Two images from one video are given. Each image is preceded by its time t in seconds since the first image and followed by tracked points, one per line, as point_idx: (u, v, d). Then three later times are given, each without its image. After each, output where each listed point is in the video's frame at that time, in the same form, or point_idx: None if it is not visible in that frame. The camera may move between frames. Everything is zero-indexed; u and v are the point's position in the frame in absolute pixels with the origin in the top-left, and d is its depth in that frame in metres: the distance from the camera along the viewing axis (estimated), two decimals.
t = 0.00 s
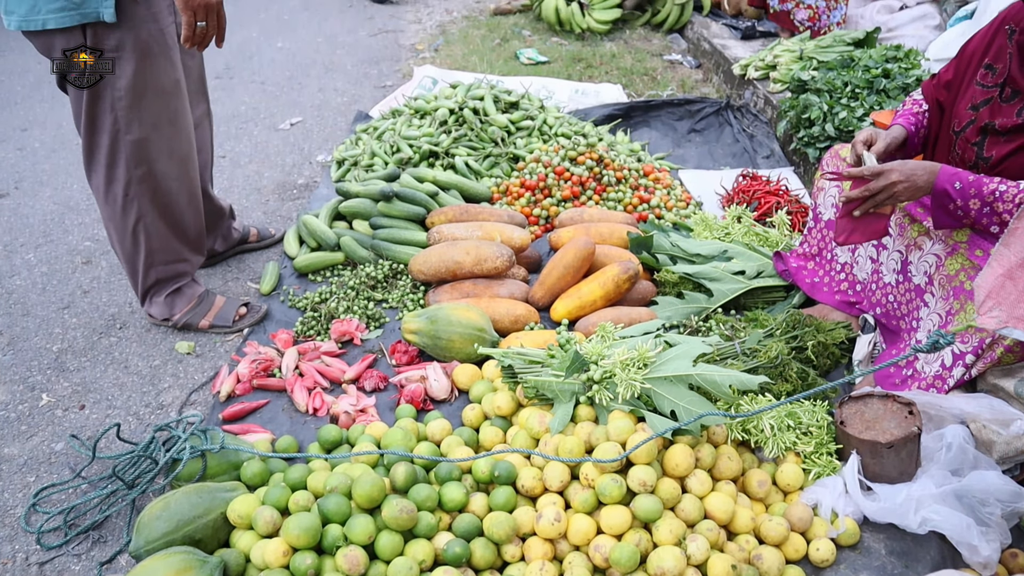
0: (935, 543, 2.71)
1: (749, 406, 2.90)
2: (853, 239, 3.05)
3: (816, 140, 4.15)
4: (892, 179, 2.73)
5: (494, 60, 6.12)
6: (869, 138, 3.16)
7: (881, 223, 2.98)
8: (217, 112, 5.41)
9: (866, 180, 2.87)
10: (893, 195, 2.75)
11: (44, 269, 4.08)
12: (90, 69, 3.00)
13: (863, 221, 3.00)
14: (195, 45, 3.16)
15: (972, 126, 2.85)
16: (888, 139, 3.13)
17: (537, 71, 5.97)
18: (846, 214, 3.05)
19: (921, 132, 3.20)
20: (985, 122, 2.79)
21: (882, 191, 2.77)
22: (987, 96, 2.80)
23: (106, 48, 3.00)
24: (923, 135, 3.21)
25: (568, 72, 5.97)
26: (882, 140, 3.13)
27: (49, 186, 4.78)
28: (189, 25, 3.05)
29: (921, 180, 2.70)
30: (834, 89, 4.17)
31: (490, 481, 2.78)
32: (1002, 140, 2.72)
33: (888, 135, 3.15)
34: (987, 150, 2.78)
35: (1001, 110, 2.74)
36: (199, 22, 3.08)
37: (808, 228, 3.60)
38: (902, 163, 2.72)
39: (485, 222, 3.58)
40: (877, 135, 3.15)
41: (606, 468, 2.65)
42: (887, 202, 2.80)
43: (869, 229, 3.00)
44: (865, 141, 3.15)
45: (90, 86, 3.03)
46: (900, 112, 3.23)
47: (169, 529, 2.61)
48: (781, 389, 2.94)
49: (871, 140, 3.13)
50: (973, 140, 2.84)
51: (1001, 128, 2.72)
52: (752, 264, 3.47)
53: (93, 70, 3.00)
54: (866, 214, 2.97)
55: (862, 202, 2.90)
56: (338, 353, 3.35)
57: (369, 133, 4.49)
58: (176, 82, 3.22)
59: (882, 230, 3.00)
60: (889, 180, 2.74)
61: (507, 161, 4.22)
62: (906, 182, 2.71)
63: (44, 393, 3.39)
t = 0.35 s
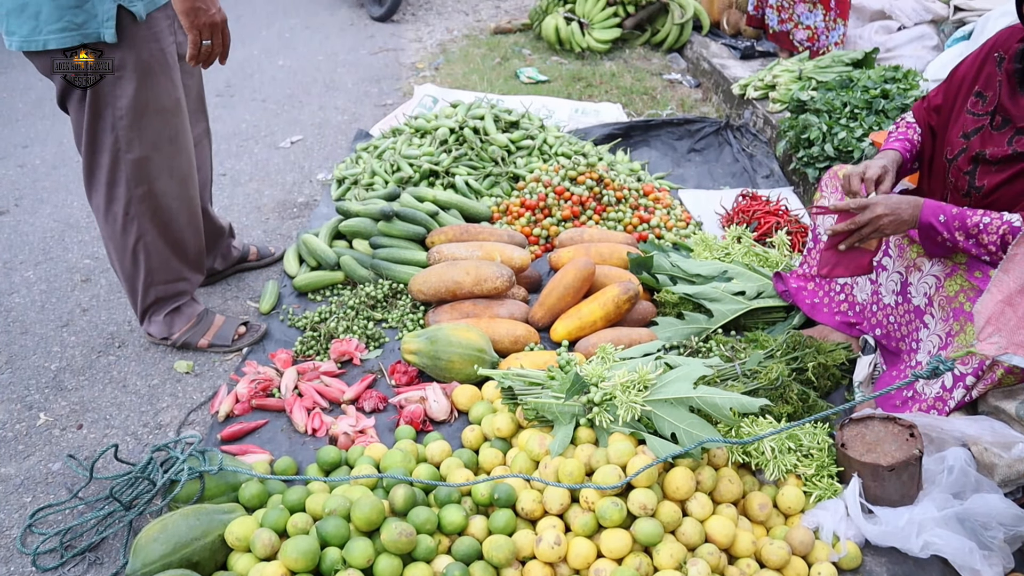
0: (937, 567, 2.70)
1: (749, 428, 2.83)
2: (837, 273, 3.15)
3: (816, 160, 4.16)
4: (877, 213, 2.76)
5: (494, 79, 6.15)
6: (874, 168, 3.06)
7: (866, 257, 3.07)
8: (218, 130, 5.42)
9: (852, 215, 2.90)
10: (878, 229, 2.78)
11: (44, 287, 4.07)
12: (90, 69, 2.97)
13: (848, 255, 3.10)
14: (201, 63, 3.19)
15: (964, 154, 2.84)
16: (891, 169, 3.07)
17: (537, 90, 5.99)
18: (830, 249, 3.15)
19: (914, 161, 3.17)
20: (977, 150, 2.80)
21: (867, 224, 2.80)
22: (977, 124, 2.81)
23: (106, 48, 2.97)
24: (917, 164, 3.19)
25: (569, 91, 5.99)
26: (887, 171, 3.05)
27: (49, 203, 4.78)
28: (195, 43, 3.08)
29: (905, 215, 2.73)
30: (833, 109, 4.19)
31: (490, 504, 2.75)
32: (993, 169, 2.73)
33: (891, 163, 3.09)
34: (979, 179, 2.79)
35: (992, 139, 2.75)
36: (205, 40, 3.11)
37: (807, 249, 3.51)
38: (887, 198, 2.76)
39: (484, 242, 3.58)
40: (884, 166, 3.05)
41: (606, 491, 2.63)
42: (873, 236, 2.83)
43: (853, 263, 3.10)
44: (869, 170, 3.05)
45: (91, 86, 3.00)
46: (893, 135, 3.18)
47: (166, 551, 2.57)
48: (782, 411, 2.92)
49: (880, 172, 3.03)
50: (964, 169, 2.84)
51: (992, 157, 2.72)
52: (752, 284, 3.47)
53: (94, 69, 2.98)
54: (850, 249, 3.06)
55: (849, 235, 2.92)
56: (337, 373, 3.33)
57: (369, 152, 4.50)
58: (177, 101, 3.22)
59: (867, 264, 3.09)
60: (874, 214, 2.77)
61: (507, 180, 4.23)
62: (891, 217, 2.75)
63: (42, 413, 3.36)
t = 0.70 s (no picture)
0: None
1: (750, 443, 2.83)
2: (841, 307, 3.06)
3: (816, 173, 4.16)
4: (876, 245, 2.75)
5: (494, 91, 6.16)
6: (873, 202, 2.99)
7: (867, 290, 3.01)
8: (218, 140, 5.43)
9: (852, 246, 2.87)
10: (878, 260, 2.77)
11: (43, 297, 4.06)
12: (89, 70, 2.95)
13: (850, 288, 3.02)
14: (207, 74, 3.35)
15: (960, 174, 2.87)
16: (890, 203, 3.02)
17: (538, 102, 6.00)
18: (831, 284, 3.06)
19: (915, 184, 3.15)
20: (973, 170, 2.82)
21: (866, 256, 2.79)
22: (975, 143, 2.81)
23: (105, 47, 2.93)
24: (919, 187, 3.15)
25: (569, 103, 6.00)
26: (886, 206, 3.00)
27: (50, 214, 4.78)
28: (201, 54, 3.27)
29: (904, 245, 2.73)
30: (833, 122, 4.20)
31: (490, 518, 2.74)
32: (990, 190, 2.75)
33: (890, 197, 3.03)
34: (975, 201, 2.81)
35: (988, 158, 2.77)
36: (212, 51, 3.31)
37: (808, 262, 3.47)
38: (886, 229, 2.75)
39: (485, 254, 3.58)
40: (883, 201, 3.00)
41: (607, 506, 2.60)
42: (872, 267, 2.82)
43: (855, 296, 3.03)
44: (867, 204, 2.99)
45: (92, 86, 2.98)
46: (893, 160, 3.15)
47: (164, 566, 2.54)
48: (783, 425, 2.91)
49: (878, 208, 2.97)
50: (961, 189, 2.87)
51: (989, 177, 2.74)
52: (753, 297, 3.47)
53: (93, 70, 2.96)
54: (851, 282, 2.99)
55: (849, 268, 2.90)
56: (337, 386, 3.32)
57: (369, 163, 4.51)
58: (178, 112, 3.22)
59: (869, 297, 3.02)
60: (873, 246, 2.76)
61: (507, 193, 4.23)
62: (890, 248, 2.74)
63: (41, 425, 3.33)
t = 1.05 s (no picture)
0: None
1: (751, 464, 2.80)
2: (854, 344, 3.08)
3: (816, 192, 4.16)
4: (882, 280, 2.76)
5: (495, 109, 6.18)
6: (874, 244, 2.94)
7: (877, 324, 3.00)
8: (219, 158, 5.43)
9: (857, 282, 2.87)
10: (885, 296, 2.78)
11: (42, 314, 4.05)
12: (90, 68, 2.92)
13: (859, 325, 3.04)
14: (215, 90, 3.20)
15: (961, 196, 2.87)
16: (893, 243, 2.96)
17: (538, 120, 6.02)
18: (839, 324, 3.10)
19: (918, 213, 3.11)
20: (974, 192, 2.82)
21: (873, 292, 2.80)
22: (974, 163, 2.82)
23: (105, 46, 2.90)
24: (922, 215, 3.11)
25: (569, 121, 6.02)
26: (887, 247, 2.94)
27: (50, 231, 4.77)
28: (210, 71, 3.10)
29: (909, 279, 2.74)
30: (833, 141, 4.21)
31: (489, 541, 2.71)
32: (990, 211, 2.75)
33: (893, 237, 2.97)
34: (976, 221, 2.82)
35: (988, 179, 2.77)
36: (220, 68, 3.14)
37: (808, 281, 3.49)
38: (891, 265, 2.76)
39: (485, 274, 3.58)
40: (884, 241, 2.94)
41: (607, 529, 2.59)
42: (880, 302, 2.83)
43: (865, 332, 3.03)
44: (868, 245, 2.94)
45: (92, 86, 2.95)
46: (897, 196, 3.09)
47: None
48: (785, 446, 2.89)
49: (879, 249, 2.91)
50: (962, 210, 2.87)
51: (990, 198, 2.74)
52: (753, 317, 3.45)
53: (94, 69, 2.92)
54: (859, 319, 3.00)
55: (857, 304, 2.91)
56: (337, 405, 3.31)
57: (369, 182, 4.52)
58: (179, 130, 3.22)
59: (879, 331, 3.00)
60: (879, 282, 2.77)
61: (508, 212, 4.24)
62: (896, 282, 2.75)
63: (38, 444, 3.29)
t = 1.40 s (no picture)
0: None
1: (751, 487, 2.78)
2: (860, 381, 3.07)
3: (815, 214, 4.17)
4: (883, 318, 2.75)
5: (494, 130, 6.20)
6: (869, 283, 2.92)
7: (879, 360, 3.05)
8: (219, 178, 5.44)
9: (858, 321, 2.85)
10: (886, 333, 2.77)
11: (41, 335, 4.04)
12: (90, 69, 2.91)
13: (863, 362, 3.06)
14: (208, 117, 3.17)
15: (961, 219, 2.86)
16: (887, 284, 2.93)
17: (537, 141, 6.04)
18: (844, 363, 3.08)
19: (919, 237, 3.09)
20: (974, 215, 2.82)
21: (874, 329, 2.79)
22: (974, 186, 2.81)
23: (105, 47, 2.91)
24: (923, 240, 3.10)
25: (569, 142, 6.04)
26: (883, 286, 2.92)
27: (49, 251, 4.78)
28: (203, 98, 3.06)
29: (909, 315, 2.74)
30: (831, 163, 4.22)
31: (489, 566, 2.66)
32: (991, 234, 2.76)
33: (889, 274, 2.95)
34: (976, 244, 2.82)
35: (988, 202, 2.77)
36: (214, 95, 3.10)
37: (808, 304, 3.47)
38: (890, 302, 2.76)
39: (485, 296, 3.58)
40: (879, 282, 2.92)
41: (606, 555, 2.56)
42: (881, 340, 2.82)
43: (870, 368, 3.06)
44: (863, 284, 2.92)
45: (90, 89, 2.93)
46: (897, 229, 3.08)
47: None
48: (785, 470, 2.87)
49: (874, 290, 2.90)
50: (962, 233, 2.86)
51: (990, 222, 2.74)
52: (753, 339, 3.43)
53: (94, 70, 2.91)
54: (863, 356, 3.02)
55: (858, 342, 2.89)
56: (335, 428, 3.29)
57: (369, 203, 4.53)
58: (179, 153, 3.22)
59: (882, 366, 3.06)
60: (880, 320, 2.76)
61: (507, 233, 4.24)
62: (896, 319, 2.75)
63: (35, 466, 3.25)
